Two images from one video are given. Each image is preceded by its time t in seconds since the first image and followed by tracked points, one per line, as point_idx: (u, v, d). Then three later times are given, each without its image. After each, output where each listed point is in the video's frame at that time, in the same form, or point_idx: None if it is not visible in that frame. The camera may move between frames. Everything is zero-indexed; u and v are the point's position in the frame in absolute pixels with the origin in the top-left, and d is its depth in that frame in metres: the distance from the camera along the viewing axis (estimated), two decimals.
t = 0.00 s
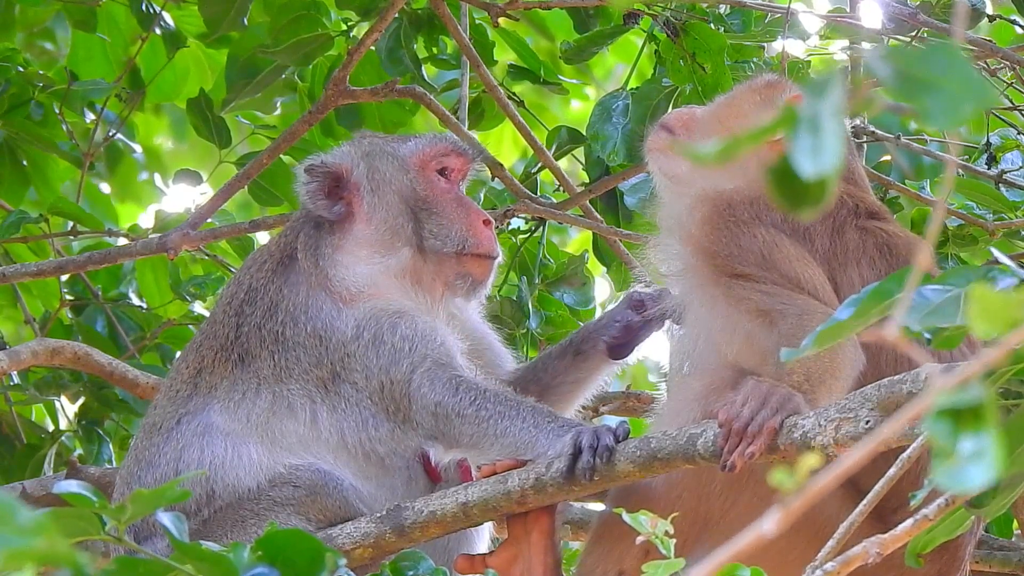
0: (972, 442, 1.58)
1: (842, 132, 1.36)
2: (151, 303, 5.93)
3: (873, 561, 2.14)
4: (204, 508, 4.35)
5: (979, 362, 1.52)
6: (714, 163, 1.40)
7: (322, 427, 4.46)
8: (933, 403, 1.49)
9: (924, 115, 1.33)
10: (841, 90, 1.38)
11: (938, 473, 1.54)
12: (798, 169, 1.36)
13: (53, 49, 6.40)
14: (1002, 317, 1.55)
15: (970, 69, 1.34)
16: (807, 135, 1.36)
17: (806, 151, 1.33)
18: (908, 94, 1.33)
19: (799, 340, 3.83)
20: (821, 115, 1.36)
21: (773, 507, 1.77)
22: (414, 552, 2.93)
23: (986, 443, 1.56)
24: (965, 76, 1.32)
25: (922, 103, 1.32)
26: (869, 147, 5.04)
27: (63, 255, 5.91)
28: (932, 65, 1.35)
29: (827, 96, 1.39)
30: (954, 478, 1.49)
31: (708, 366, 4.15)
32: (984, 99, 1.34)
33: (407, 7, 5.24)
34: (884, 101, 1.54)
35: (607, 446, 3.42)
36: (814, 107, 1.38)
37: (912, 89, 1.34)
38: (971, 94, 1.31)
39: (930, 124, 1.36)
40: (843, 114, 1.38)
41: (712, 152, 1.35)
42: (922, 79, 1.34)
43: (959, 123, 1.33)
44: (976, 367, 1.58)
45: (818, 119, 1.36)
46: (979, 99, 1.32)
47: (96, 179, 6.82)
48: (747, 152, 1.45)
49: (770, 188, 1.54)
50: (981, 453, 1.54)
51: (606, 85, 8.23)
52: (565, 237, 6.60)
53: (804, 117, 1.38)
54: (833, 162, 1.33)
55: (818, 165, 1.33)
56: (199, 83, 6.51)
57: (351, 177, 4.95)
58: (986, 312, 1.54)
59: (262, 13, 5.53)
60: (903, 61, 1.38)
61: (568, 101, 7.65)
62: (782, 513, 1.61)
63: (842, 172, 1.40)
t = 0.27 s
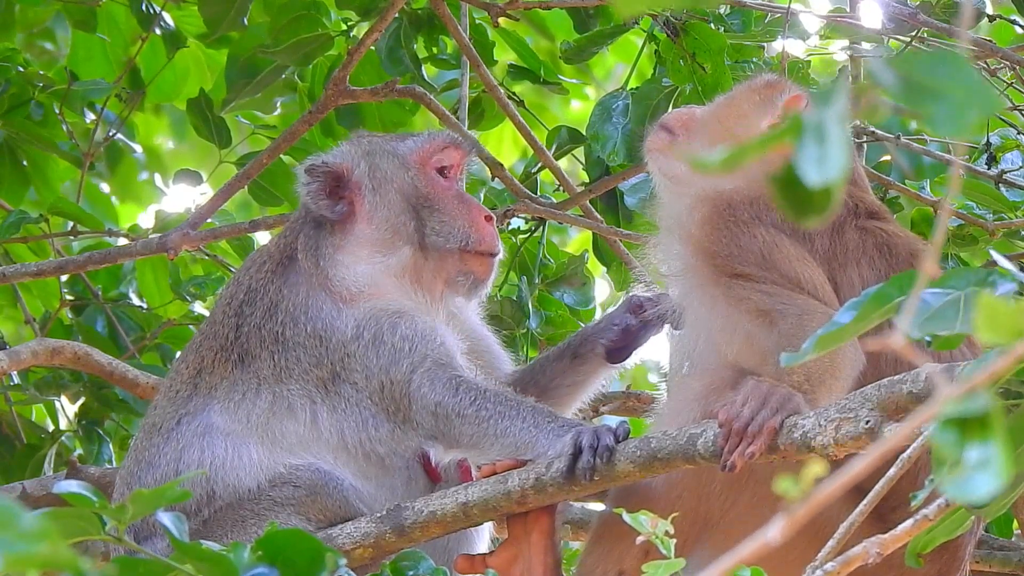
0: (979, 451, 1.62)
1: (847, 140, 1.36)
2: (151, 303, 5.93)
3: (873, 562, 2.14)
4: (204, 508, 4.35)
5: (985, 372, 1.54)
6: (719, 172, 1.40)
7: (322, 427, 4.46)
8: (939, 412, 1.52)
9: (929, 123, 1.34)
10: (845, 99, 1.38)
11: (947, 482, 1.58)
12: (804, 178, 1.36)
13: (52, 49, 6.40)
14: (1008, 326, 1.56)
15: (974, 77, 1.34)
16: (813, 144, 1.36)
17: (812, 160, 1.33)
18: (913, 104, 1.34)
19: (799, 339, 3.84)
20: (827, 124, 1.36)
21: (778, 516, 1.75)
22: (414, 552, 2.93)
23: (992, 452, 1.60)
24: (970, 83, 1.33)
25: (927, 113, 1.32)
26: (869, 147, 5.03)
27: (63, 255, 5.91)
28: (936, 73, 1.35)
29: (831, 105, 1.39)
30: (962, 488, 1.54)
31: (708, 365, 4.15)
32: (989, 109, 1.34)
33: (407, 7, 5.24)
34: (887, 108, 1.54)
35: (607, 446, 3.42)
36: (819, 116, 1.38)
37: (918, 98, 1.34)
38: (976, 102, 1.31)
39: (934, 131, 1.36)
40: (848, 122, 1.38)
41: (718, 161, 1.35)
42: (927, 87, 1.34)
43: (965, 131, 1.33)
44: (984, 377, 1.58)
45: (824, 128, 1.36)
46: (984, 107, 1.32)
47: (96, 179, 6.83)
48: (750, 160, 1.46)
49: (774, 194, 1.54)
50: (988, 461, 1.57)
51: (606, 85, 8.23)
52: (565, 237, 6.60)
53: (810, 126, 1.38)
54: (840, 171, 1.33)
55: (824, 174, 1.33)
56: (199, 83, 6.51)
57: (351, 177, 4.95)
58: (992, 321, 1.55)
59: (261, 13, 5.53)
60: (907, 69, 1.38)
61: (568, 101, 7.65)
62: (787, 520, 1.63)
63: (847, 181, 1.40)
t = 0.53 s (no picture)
0: (977, 450, 1.60)
1: (848, 142, 1.36)
2: (151, 303, 5.93)
3: (874, 561, 2.14)
4: (204, 509, 4.34)
5: (984, 372, 1.53)
6: (719, 173, 1.39)
7: (322, 427, 4.46)
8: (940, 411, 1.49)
9: (930, 126, 1.33)
10: (846, 101, 1.38)
11: (945, 480, 1.55)
12: (804, 180, 1.36)
13: (53, 49, 6.40)
14: (1007, 326, 1.55)
15: (977, 81, 1.34)
16: (813, 146, 1.35)
17: (812, 162, 1.33)
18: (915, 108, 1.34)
19: (799, 340, 3.84)
20: (828, 125, 1.36)
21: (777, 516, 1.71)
22: (414, 552, 2.93)
23: (991, 451, 1.57)
24: (972, 88, 1.32)
25: (929, 117, 1.32)
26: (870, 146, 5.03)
27: (63, 255, 5.91)
28: (938, 77, 1.35)
29: (832, 107, 1.39)
30: (959, 486, 1.50)
31: (708, 365, 4.15)
32: (991, 114, 1.34)
33: (407, 7, 5.24)
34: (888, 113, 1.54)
35: (607, 446, 3.43)
36: (820, 118, 1.38)
37: (919, 102, 1.34)
38: (978, 106, 1.31)
39: (935, 135, 1.36)
40: (849, 125, 1.38)
41: (719, 162, 1.34)
42: (928, 91, 1.34)
43: (965, 136, 1.33)
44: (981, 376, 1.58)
45: (824, 130, 1.36)
46: (986, 111, 1.32)
47: (96, 180, 6.83)
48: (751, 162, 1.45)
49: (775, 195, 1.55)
50: (986, 460, 1.55)
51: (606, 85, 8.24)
52: (565, 237, 6.60)
53: (810, 128, 1.38)
54: (840, 173, 1.32)
55: (824, 175, 1.32)
56: (199, 83, 6.51)
57: (362, 176, 4.95)
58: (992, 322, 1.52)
59: (261, 13, 5.53)
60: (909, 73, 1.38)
61: (568, 101, 7.65)
62: (784, 519, 1.62)
63: (847, 183, 1.40)
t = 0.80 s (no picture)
0: (971, 439, 1.58)
1: (845, 133, 1.35)
2: (151, 303, 5.94)
3: (874, 562, 2.14)
4: (204, 509, 4.32)
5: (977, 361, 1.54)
6: (716, 164, 1.39)
7: (322, 425, 4.44)
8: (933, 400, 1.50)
9: (927, 118, 1.33)
10: (844, 92, 1.38)
11: (937, 469, 1.55)
12: (801, 170, 1.36)
13: (53, 49, 6.40)
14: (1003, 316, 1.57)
15: (975, 74, 1.34)
16: (810, 136, 1.35)
17: (808, 153, 1.33)
18: (912, 98, 1.34)
19: (799, 340, 3.84)
20: (825, 116, 1.35)
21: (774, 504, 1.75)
22: (414, 552, 2.93)
23: (985, 440, 1.56)
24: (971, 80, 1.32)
25: (927, 107, 1.32)
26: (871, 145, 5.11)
27: (63, 255, 5.91)
28: (937, 69, 1.35)
29: (829, 98, 1.38)
30: (954, 475, 1.49)
31: (708, 366, 4.15)
32: (989, 105, 1.34)
33: (407, 7, 5.24)
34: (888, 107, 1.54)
35: (607, 446, 3.43)
36: (817, 109, 1.37)
37: (917, 93, 1.34)
38: (975, 99, 1.31)
39: (932, 127, 1.36)
40: (846, 116, 1.38)
41: (715, 152, 1.34)
42: (926, 83, 1.34)
43: (963, 128, 1.33)
44: (974, 365, 1.60)
45: (821, 121, 1.36)
46: (984, 103, 1.32)
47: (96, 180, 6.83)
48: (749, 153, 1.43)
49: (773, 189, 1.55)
50: (980, 450, 1.54)
51: (605, 86, 8.24)
52: (565, 237, 6.61)
53: (808, 119, 1.37)
54: (836, 164, 1.32)
55: (820, 167, 1.32)
56: (199, 83, 6.51)
57: (390, 176, 4.98)
58: (987, 312, 1.59)
59: (262, 13, 5.53)
60: (907, 65, 1.38)
61: (568, 101, 7.65)
62: (779, 510, 1.64)
63: (844, 175, 1.40)
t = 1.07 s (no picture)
0: (966, 428, 1.60)
1: (842, 123, 1.37)
2: (151, 303, 5.94)
3: (873, 561, 2.14)
4: (204, 508, 4.27)
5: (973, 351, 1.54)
6: (714, 154, 1.40)
7: (326, 419, 4.44)
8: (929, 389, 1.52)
9: (924, 108, 1.35)
10: (842, 82, 1.39)
11: (934, 459, 1.56)
12: (798, 160, 1.37)
13: (53, 49, 6.40)
14: (998, 307, 1.58)
15: (971, 64, 1.35)
16: (808, 126, 1.36)
17: (806, 142, 1.34)
18: (911, 86, 1.35)
19: (799, 340, 3.84)
20: (822, 105, 1.36)
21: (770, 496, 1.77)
22: (414, 552, 2.93)
23: (981, 431, 1.58)
24: (967, 70, 1.34)
25: (924, 97, 1.34)
26: (871, 144, 5.12)
27: (63, 255, 5.91)
28: (934, 58, 1.36)
29: (827, 88, 1.39)
30: (948, 464, 1.52)
31: (709, 366, 4.15)
32: (983, 93, 1.35)
33: (407, 7, 5.25)
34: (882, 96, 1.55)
35: (607, 446, 3.42)
36: (814, 99, 1.38)
37: (914, 83, 1.35)
38: (972, 88, 1.33)
39: (928, 117, 1.37)
40: (843, 106, 1.39)
41: (715, 142, 1.34)
42: (923, 74, 1.35)
43: (959, 118, 1.34)
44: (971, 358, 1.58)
45: (819, 110, 1.37)
46: (980, 93, 1.34)
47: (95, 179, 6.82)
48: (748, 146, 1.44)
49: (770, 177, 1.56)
50: (975, 439, 1.56)
51: (605, 85, 8.24)
52: (565, 237, 6.61)
53: (805, 109, 1.38)
54: (834, 154, 1.34)
55: (818, 156, 1.33)
56: (199, 83, 6.51)
57: (423, 182, 5.03)
58: (983, 302, 1.57)
59: (262, 13, 5.53)
60: (905, 55, 1.39)
61: (568, 101, 7.65)
62: (777, 502, 1.67)
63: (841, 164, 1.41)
